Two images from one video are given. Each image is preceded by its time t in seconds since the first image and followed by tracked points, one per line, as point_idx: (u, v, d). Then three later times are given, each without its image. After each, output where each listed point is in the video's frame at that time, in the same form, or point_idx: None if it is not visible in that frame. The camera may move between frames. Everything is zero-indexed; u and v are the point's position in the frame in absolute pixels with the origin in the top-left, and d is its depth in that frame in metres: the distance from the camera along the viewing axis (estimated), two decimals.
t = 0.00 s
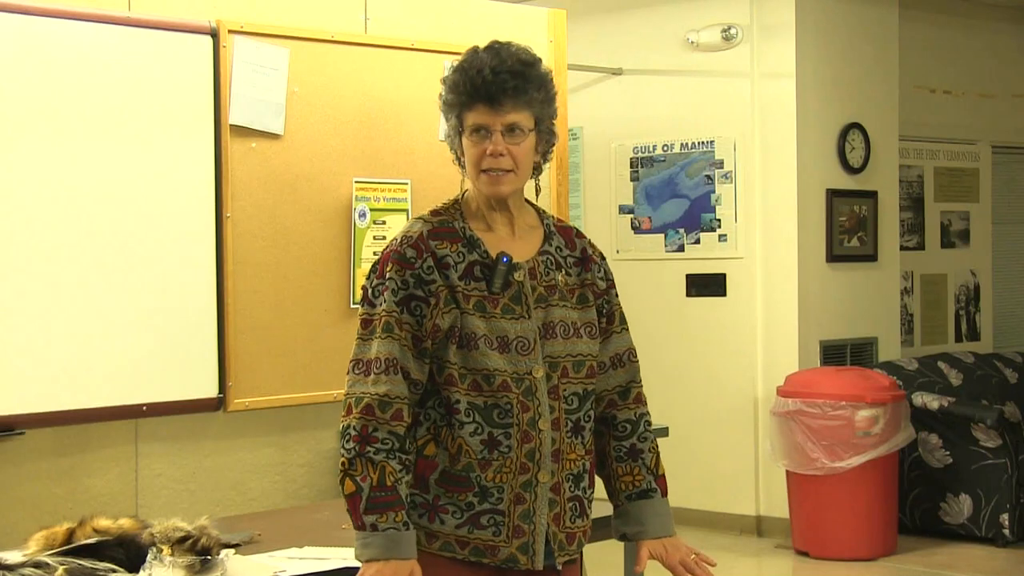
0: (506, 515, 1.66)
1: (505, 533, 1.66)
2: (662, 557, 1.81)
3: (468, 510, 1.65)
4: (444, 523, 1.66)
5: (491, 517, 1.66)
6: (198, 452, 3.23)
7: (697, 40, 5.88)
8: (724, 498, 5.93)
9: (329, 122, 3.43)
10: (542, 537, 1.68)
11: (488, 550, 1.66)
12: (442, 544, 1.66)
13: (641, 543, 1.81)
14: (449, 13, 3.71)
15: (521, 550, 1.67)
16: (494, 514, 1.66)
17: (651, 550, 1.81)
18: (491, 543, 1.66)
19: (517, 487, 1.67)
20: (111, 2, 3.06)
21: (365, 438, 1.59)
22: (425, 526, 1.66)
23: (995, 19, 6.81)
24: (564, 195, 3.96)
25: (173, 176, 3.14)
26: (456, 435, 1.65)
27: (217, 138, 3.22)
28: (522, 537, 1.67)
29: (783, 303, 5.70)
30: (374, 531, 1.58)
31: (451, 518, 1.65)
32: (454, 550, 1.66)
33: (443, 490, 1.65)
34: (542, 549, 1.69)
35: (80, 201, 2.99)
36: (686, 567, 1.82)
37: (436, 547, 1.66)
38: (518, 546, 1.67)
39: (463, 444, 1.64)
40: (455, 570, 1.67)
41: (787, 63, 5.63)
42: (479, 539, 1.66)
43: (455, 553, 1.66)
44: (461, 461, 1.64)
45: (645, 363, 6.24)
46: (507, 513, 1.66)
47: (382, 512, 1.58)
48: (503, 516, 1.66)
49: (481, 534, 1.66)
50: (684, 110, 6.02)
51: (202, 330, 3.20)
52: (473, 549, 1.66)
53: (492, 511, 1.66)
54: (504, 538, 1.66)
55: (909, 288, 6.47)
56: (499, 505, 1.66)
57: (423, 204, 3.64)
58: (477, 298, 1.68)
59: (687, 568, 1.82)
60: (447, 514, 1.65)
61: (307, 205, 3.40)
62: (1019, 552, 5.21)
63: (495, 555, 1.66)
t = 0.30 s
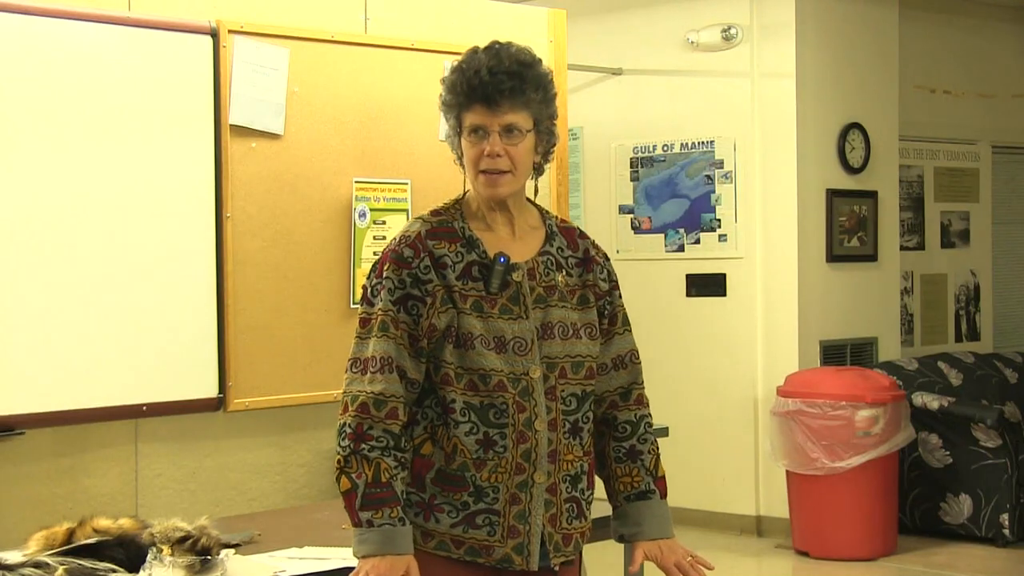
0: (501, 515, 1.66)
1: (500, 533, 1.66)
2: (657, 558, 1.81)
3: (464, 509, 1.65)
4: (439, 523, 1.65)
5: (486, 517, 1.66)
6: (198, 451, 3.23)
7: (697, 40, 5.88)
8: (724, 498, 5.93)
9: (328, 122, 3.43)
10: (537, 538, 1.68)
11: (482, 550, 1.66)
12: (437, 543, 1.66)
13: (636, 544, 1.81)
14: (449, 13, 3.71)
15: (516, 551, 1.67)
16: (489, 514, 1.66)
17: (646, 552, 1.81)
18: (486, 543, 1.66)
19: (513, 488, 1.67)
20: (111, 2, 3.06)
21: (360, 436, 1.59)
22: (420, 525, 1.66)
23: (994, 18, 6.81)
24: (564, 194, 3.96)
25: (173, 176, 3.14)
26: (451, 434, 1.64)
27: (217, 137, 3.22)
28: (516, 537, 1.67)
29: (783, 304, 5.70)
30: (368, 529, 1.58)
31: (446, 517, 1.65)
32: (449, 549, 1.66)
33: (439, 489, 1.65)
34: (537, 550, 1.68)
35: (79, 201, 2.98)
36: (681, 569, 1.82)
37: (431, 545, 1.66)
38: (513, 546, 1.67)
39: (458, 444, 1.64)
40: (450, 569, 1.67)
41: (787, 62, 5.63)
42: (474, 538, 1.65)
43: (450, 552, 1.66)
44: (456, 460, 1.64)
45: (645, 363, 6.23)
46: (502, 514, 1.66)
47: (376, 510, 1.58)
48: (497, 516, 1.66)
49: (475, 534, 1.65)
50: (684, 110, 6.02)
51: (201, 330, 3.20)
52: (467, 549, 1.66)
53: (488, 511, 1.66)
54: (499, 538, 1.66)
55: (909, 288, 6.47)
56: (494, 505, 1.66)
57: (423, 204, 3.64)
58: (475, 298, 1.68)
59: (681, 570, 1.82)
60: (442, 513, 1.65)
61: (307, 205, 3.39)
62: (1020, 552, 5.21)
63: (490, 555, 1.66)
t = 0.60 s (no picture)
0: (501, 515, 1.66)
1: (499, 533, 1.66)
2: (656, 555, 1.81)
3: (463, 509, 1.65)
4: (439, 522, 1.66)
5: (486, 517, 1.66)
6: (198, 452, 3.23)
7: (697, 40, 5.88)
8: (724, 498, 5.93)
9: (328, 122, 3.43)
10: (536, 538, 1.68)
11: (482, 550, 1.66)
12: (436, 543, 1.66)
13: (635, 541, 1.81)
14: (449, 13, 3.71)
15: (516, 552, 1.67)
16: (488, 514, 1.66)
17: (645, 548, 1.80)
18: (486, 543, 1.66)
19: (512, 488, 1.67)
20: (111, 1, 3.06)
21: (360, 436, 1.59)
22: (420, 524, 1.66)
23: (995, 18, 6.81)
24: (564, 194, 3.96)
25: (173, 176, 3.14)
26: (451, 434, 1.65)
27: (217, 137, 3.22)
28: (516, 537, 1.67)
29: (783, 304, 5.70)
30: (368, 529, 1.58)
31: (446, 517, 1.65)
32: (449, 549, 1.66)
33: (438, 489, 1.65)
34: (537, 550, 1.68)
35: (79, 201, 2.98)
36: (682, 566, 1.82)
37: (431, 545, 1.66)
38: (512, 546, 1.67)
39: (458, 443, 1.64)
40: (449, 569, 1.67)
41: (787, 62, 5.63)
42: (473, 538, 1.66)
43: (449, 552, 1.66)
44: (456, 460, 1.64)
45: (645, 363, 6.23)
46: (501, 514, 1.66)
47: (376, 509, 1.58)
48: (497, 516, 1.66)
49: (475, 534, 1.66)
50: (684, 110, 6.02)
51: (201, 330, 3.20)
52: (467, 549, 1.66)
53: (487, 511, 1.66)
54: (499, 538, 1.66)
55: (909, 288, 6.47)
56: (494, 505, 1.66)
57: (423, 204, 3.64)
58: (474, 298, 1.68)
59: (682, 567, 1.82)
60: (442, 513, 1.66)
61: (307, 205, 3.40)
62: (1020, 552, 5.22)
63: (489, 555, 1.66)
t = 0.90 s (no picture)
0: (500, 515, 1.66)
1: (499, 533, 1.66)
2: (652, 553, 1.81)
3: (463, 509, 1.65)
4: (438, 522, 1.66)
5: (485, 517, 1.66)
6: (198, 452, 3.23)
7: (697, 40, 5.88)
8: (724, 498, 5.93)
9: (328, 122, 3.43)
10: (536, 538, 1.68)
11: (482, 550, 1.66)
12: (436, 543, 1.66)
13: (632, 539, 1.81)
14: (449, 12, 3.71)
15: (516, 551, 1.67)
16: (488, 514, 1.66)
17: (642, 546, 1.80)
18: (485, 543, 1.66)
19: (512, 488, 1.66)
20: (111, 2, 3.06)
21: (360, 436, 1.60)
22: (420, 524, 1.66)
23: (995, 18, 6.81)
24: (564, 194, 3.96)
25: (173, 176, 3.14)
26: (450, 434, 1.64)
27: (217, 137, 3.22)
28: (516, 537, 1.67)
29: (783, 304, 5.70)
30: (368, 530, 1.58)
31: (445, 517, 1.65)
32: (448, 549, 1.66)
33: (438, 489, 1.65)
34: (536, 550, 1.68)
35: (79, 200, 2.98)
36: (679, 564, 1.82)
37: (430, 545, 1.66)
38: (512, 546, 1.67)
39: (457, 443, 1.64)
40: (449, 569, 1.67)
41: (787, 63, 5.63)
42: (473, 538, 1.65)
43: (449, 552, 1.66)
44: (455, 460, 1.64)
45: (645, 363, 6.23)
46: (501, 513, 1.66)
47: (376, 510, 1.58)
48: (497, 516, 1.66)
49: (475, 534, 1.65)
50: (684, 110, 6.02)
51: (201, 329, 3.20)
52: (467, 549, 1.66)
53: (487, 511, 1.66)
54: (499, 537, 1.66)
55: (909, 288, 6.47)
56: (493, 505, 1.66)
57: (423, 204, 3.64)
58: (473, 297, 1.68)
59: (678, 565, 1.81)
60: (441, 514, 1.66)
61: (307, 205, 3.39)
62: (1020, 552, 5.22)
63: (489, 555, 1.66)
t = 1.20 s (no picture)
0: (501, 515, 1.66)
1: (500, 533, 1.66)
2: (651, 564, 1.82)
3: (463, 510, 1.65)
4: (439, 523, 1.65)
5: (486, 517, 1.65)
6: (198, 452, 3.23)
7: (697, 41, 5.89)
8: (724, 498, 5.93)
9: (328, 122, 3.43)
10: (536, 537, 1.68)
11: (482, 550, 1.66)
12: (436, 544, 1.66)
13: (632, 549, 1.82)
14: (449, 13, 3.71)
15: (516, 551, 1.67)
16: (489, 514, 1.66)
17: (641, 558, 1.82)
18: (486, 544, 1.65)
19: (512, 488, 1.66)
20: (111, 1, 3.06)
21: (361, 440, 1.60)
22: (420, 526, 1.66)
23: (995, 18, 6.81)
24: (564, 194, 3.96)
25: (173, 176, 3.14)
26: (450, 435, 1.65)
27: (217, 137, 3.22)
28: (516, 537, 1.67)
29: (783, 304, 5.70)
30: (367, 537, 1.58)
31: (446, 518, 1.65)
32: (449, 550, 1.65)
33: (438, 490, 1.65)
34: (537, 550, 1.68)
35: (79, 201, 2.98)
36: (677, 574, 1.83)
37: (431, 546, 1.66)
38: (512, 546, 1.66)
39: (457, 444, 1.64)
40: (450, 570, 1.66)
41: (787, 63, 5.63)
42: (474, 539, 1.65)
43: (450, 553, 1.66)
44: (455, 461, 1.64)
45: (644, 364, 6.23)
46: (502, 514, 1.66)
47: (376, 518, 1.58)
48: (497, 516, 1.66)
49: (476, 534, 1.65)
50: (684, 110, 6.02)
51: (202, 328, 3.20)
52: (468, 549, 1.65)
53: (488, 511, 1.65)
54: (499, 538, 1.66)
55: (909, 288, 6.47)
56: (494, 505, 1.66)
57: (423, 204, 3.64)
58: (472, 298, 1.68)
59: None
60: (442, 515, 1.65)
61: (307, 205, 3.39)
62: (1020, 552, 5.22)
63: (490, 555, 1.66)
